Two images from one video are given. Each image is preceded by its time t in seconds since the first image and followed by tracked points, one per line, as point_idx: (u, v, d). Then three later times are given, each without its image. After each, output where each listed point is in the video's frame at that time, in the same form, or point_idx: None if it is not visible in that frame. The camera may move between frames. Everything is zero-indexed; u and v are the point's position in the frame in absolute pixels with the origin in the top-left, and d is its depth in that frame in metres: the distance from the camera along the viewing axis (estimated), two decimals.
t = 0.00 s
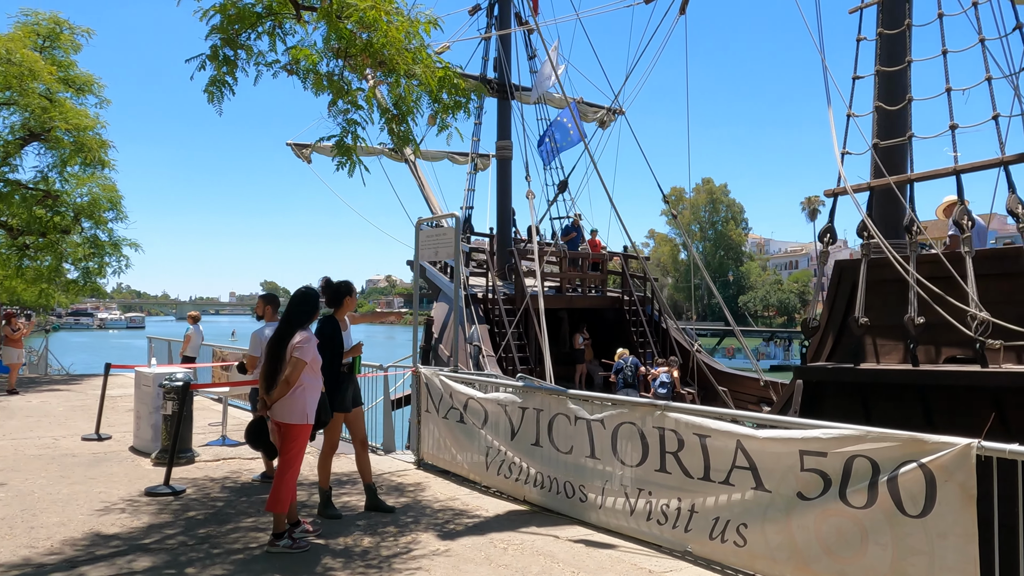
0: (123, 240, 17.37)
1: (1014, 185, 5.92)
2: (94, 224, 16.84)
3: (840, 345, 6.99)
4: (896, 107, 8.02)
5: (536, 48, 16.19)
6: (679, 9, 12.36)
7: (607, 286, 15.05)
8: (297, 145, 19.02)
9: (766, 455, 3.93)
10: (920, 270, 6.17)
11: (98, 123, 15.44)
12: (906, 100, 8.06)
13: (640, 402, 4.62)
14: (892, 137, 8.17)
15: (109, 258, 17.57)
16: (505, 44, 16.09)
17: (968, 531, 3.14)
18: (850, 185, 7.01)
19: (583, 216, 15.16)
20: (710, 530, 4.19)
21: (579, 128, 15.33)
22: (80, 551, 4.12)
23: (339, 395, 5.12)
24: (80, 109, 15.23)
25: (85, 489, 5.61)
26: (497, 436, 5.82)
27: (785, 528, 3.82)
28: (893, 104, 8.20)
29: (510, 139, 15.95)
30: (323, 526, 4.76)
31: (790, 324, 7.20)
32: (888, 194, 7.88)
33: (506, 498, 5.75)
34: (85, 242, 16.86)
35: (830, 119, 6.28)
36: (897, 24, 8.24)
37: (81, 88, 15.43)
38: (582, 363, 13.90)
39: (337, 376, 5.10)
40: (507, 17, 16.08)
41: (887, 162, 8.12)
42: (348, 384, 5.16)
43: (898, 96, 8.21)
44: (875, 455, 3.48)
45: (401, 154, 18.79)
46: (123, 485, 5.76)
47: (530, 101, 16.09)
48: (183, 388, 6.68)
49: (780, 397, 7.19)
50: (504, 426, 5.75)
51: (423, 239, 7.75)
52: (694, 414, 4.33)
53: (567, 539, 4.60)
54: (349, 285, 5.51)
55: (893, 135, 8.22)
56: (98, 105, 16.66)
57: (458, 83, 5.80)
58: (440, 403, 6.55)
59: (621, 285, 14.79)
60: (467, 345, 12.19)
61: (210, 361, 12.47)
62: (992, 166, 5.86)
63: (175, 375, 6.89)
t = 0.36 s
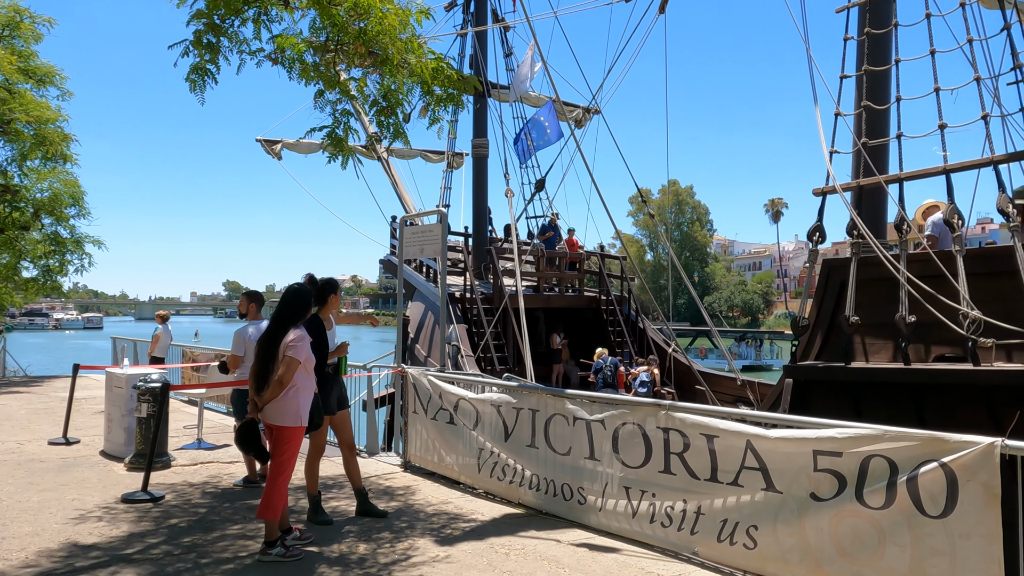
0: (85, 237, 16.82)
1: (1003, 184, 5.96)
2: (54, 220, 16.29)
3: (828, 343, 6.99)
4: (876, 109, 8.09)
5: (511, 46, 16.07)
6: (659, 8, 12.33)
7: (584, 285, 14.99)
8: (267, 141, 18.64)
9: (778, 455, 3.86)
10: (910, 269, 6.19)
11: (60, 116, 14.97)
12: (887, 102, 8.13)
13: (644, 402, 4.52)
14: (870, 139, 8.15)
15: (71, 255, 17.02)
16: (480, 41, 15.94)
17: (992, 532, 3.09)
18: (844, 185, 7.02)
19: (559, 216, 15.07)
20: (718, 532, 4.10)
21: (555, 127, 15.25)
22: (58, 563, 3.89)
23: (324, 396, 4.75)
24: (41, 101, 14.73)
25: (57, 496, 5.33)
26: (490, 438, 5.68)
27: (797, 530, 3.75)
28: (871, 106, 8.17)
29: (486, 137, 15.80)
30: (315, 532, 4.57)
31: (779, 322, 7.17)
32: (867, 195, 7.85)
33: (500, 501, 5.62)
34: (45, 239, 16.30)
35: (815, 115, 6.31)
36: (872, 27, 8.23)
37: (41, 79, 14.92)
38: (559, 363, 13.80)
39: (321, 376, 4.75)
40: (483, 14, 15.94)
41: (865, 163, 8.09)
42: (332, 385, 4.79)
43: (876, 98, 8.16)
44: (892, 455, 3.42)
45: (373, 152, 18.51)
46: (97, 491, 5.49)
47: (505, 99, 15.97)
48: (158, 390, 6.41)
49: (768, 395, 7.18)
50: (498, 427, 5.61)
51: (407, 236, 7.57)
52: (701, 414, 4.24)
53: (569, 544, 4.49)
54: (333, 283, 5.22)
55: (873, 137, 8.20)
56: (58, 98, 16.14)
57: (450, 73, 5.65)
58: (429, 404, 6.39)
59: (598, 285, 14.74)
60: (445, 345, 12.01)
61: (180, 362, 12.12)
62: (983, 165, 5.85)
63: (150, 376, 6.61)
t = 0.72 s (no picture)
0: (43, 236, 16.29)
1: (985, 190, 6.04)
2: (10, 219, 15.75)
3: (811, 346, 7.04)
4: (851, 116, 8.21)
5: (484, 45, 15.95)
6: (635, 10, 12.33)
7: (558, 287, 14.95)
8: (233, 138, 18.26)
9: (780, 463, 3.82)
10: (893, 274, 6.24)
11: (17, 111, 14.45)
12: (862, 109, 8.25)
13: (641, 409, 4.46)
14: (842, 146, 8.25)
15: (27, 255, 16.47)
16: (453, 40, 15.79)
17: (1002, 540, 3.08)
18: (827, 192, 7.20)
19: (533, 217, 14.99)
20: (718, 541, 4.06)
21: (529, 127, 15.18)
22: None
23: (310, 405, 4.55)
24: None
25: (25, 510, 5.08)
26: (478, 445, 5.57)
27: (801, 539, 3.72)
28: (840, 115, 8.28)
29: (459, 137, 15.66)
30: (302, 546, 4.41)
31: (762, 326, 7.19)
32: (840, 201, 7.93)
33: (489, 510, 5.52)
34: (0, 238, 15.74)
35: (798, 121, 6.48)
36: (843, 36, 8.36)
37: None
38: (532, 365, 13.74)
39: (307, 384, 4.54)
40: (456, 12, 15.79)
41: (846, 168, 8.12)
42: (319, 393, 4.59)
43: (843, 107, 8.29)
44: (899, 463, 3.40)
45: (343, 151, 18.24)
46: (68, 504, 5.26)
47: (478, 99, 15.85)
48: (130, 397, 6.18)
49: (751, 398, 7.20)
50: (487, 434, 5.50)
51: (387, 239, 7.43)
52: (700, 421, 4.18)
53: (565, 554, 4.40)
54: (315, 288, 4.85)
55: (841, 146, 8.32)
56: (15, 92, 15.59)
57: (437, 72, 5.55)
58: (413, 411, 6.27)
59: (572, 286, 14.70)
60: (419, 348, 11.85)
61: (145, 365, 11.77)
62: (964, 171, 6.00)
63: (120, 383, 6.37)
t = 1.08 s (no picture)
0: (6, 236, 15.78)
1: (969, 191, 6.15)
2: None
3: (797, 345, 7.10)
4: (831, 120, 8.28)
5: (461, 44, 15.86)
6: (615, 10, 12.36)
7: (537, 287, 14.92)
8: (204, 136, 17.93)
9: (785, 463, 3.82)
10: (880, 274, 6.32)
11: None
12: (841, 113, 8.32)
13: (642, 410, 4.43)
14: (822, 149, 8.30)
15: None
16: (430, 39, 15.67)
17: (1012, 537, 3.11)
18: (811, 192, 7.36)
19: (511, 217, 14.94)
20: (721, 542, 4.05)
21: (507, 126, 15.13)
22: None
23: (305, 409, 4.44)
24: None
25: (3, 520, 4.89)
26: (472, 447, 5.51)
27: (806, 539, 3.72)
28: (821, 117, 8.34)
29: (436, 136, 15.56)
30: (297, 553, 4.31)
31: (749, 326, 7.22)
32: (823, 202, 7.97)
33: (484, 513, 5.46)
34: None
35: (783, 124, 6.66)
36: (826, 39, 8.43)
37: None
38: (511, 365, 13.69)
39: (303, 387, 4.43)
40: (433, 11, 15.67)
41: (829, 169, 8.19)
42: (314, 396, 4.48)
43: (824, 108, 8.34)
44: (907, 462, 3.42)
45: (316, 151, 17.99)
46: (48, 513, 5.08)
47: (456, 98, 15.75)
48: (110, 401, 6.00)
49: (739, 397, 7.24)
50: (481, 436, 5.44)
51: (373, 239, 7.32)
52: (702, 421, 4.17)
53: (566, 557, 4.36)
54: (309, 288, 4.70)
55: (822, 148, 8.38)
56: None
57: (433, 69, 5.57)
58: (403, 413, 6.18)
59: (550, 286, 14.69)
60: (399, 349, 11.73)
61: (117, 367, 11.50)
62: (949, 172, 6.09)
63: (99, 386, 6.18)
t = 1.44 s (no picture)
0: None
1: (958, 194, 6.25)
2: None
3: (788, 345, 7.16)
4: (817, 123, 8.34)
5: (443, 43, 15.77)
6: (599, 11, 12.38)
7: (519, 287, 14.90)
8: (178, 133, 17.62)
9: (794, 465, 3.83)
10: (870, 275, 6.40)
11: None
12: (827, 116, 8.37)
13: (647, 412, 4.42)
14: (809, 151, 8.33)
15: None
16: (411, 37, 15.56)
17: None
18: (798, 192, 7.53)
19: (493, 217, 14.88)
20: (729, 544, 4.05)
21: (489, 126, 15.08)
22: None
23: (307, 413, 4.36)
24: None
25: None
26: (470, 450, 5.46)
27: (816, 540, 3.73)
28: (809, 119, 8.35)
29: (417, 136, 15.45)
30: (300, 560, 4.23)
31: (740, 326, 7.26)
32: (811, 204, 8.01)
33: (483, 516, 5.42)
34: None
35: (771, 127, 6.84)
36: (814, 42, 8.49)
37: None
38: (493, 366, 13.64)
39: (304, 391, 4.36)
40: (414, 10, 15.57)
41: (817, 171, 8.27)
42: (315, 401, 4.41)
43: (812, 110, 8.35)
44: (917, 463, 3.45)
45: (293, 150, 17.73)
46: (36, 521, 4.94)
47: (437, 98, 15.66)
48: (97, 405, 5.86)
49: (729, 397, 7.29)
50: (479, 439, 5.40)
51: (363, 239, 7.23)
52: (708, 423, 4.17)
53: (572, 560, 4.34)
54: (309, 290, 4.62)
55: (809, 150, 8.40)
56: None
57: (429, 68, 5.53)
58: (397, 415, 6.12)
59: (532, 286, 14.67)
60: (383, 350, 11.63)
61: (92, 370, 11.25)
62: (938, 175, 6.20)
63: (83, 391, 6.02)
